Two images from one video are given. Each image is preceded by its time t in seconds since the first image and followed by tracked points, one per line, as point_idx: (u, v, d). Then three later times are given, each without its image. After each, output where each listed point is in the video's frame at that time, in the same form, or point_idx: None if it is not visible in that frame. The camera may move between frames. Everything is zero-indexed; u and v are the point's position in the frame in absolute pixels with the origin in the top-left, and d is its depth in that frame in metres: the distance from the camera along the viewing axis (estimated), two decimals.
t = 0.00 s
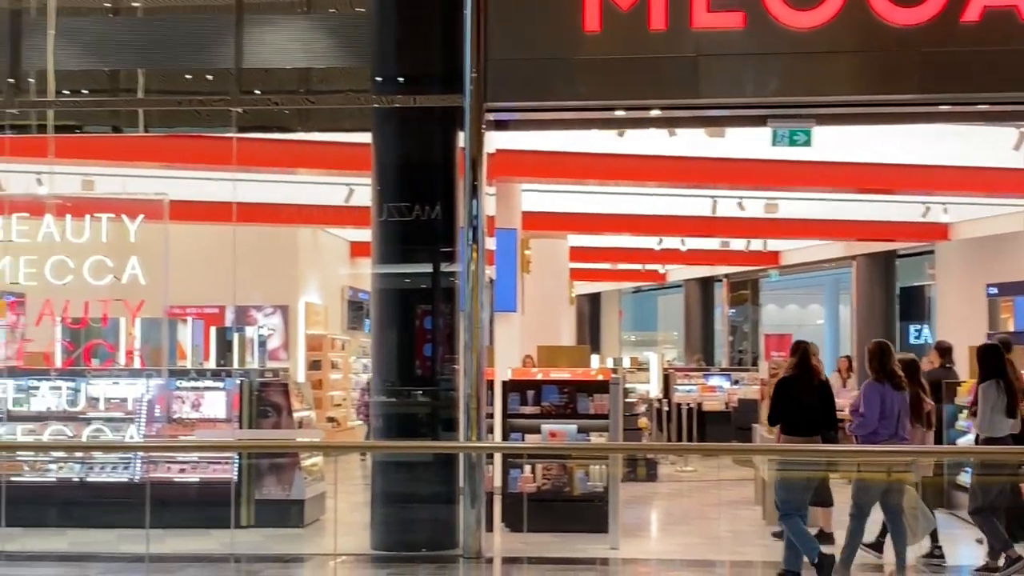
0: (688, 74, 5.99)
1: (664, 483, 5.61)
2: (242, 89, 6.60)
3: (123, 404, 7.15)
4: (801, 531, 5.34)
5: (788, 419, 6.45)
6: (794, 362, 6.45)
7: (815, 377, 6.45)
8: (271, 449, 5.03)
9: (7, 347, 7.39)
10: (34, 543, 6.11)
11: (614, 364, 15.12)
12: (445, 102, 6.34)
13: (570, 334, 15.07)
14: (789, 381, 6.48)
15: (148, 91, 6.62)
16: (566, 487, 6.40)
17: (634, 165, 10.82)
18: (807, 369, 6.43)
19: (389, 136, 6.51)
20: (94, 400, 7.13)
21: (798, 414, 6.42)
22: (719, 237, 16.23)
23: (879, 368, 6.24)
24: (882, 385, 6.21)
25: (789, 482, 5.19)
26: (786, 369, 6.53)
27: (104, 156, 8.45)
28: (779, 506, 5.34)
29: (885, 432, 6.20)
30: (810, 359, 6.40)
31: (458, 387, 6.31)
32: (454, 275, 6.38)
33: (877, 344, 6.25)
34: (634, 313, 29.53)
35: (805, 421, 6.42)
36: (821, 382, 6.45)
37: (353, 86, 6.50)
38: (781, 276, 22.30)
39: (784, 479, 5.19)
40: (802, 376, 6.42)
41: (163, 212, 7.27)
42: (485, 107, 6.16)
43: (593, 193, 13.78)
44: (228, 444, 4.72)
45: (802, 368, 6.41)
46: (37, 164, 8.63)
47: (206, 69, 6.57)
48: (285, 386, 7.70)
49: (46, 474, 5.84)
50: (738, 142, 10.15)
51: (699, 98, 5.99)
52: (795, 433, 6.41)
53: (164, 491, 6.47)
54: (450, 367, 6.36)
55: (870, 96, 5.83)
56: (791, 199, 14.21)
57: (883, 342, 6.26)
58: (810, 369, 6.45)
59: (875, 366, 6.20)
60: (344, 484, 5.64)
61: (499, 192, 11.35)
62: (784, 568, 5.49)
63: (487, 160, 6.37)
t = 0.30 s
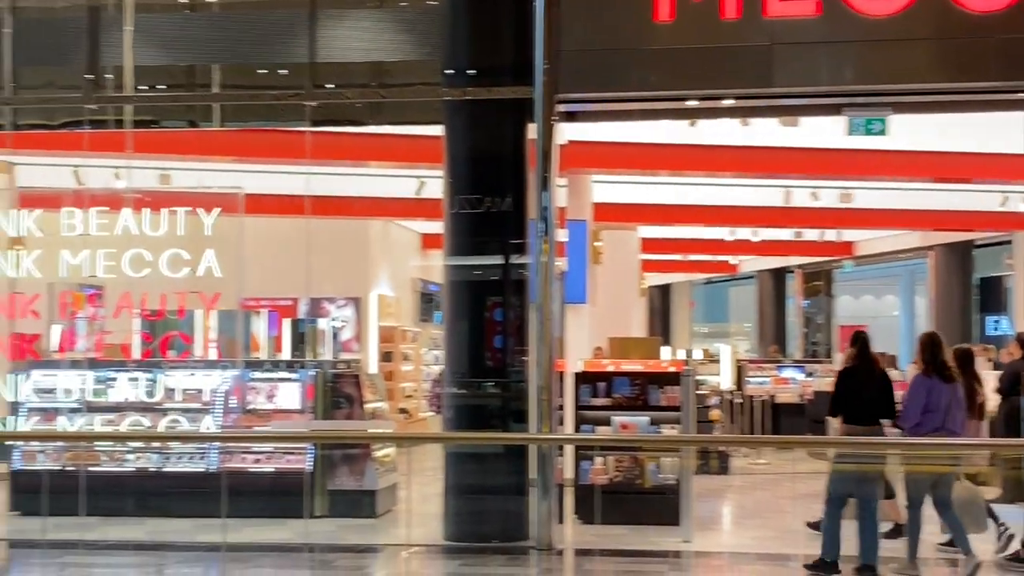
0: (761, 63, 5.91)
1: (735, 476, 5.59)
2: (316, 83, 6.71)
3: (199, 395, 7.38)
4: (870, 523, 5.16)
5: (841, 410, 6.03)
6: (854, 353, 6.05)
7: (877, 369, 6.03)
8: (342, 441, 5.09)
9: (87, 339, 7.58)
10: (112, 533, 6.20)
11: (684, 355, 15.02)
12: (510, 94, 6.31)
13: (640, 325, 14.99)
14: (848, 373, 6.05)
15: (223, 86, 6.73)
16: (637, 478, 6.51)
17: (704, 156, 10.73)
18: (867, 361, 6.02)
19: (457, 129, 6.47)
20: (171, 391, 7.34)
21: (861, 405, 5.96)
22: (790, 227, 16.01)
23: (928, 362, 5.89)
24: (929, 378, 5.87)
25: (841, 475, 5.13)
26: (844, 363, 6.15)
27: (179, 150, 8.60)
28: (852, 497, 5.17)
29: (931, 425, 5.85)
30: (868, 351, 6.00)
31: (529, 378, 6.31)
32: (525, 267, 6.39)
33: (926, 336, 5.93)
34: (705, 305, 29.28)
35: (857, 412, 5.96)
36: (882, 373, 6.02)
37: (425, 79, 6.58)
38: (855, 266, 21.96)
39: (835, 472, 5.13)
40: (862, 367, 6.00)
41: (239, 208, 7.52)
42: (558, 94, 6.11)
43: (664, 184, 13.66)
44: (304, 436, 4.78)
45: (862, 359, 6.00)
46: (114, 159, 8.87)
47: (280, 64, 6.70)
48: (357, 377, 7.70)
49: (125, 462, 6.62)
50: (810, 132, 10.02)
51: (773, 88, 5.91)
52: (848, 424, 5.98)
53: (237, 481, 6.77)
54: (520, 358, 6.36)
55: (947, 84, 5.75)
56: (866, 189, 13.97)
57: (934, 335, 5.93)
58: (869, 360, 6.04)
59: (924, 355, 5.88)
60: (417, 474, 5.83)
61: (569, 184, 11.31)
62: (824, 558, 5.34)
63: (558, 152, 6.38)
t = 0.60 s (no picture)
0: (829, 50, 5.83)
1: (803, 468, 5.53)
2: (380, 75, 6.80)
3: (266, 385, 7.57)
4: (931, 512, 5.11)
5: (890, 403, 5.83)
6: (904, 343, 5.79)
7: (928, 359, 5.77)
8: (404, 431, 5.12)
9: (156, 330, 7.74)
10: (182, 522, 6.25)
11: (751, 346, 14.83)
12: (575, 84, 6.30)
13: (707, 316, 14.85)
14: (897, 364, 5.80)
15: (289, 79, 6.84)
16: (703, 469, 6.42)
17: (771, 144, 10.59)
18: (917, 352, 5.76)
19: (522, 118, 6.45)
20: (239, 380, 7.57)
21: (914, 397, 5.73)
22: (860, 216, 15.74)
23: (981, 350, 5.73)
24: (982, 366, 5.70)
25: (894, 465, 5.17)
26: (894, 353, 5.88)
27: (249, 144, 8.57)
28: (911, 487, 5.17)
29: (980, 414, 5.66)
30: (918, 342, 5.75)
31: (593, 368, 6.30)
32: (589, 257, 6.37)
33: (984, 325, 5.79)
34: (772, 295, 28.90)
35: (909, 403, 5.73)
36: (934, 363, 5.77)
37: (490, 70, 6.56)
38: (926, 255, 21.52)
39: (889, 463, 5.18)
40: (913, 358, 5.75)
41: (305, 199, 7.60)
42: (620, 86, 6.11)
43: (729, 173, 13.49)
44: (368, 426, 4.83)
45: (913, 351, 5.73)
46: (183, 153, 8.88)
47: (345, 56, 6.79)
48: (421, 367, 7.97)
49: (192, 450, 6.84)
50: (879, 120, 9.85)
51: (839, 75, 5.82)
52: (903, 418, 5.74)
53: (303, 471, 6.84)
54: (583, 349, 6.34)
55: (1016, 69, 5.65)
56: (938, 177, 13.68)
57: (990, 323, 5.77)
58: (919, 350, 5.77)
59: (975, 343, 5.72)
60: (481, 464, 6.09)
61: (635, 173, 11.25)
62: (870, 549, 5.24)
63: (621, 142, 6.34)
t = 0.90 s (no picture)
0: (904, 37, 5.79)
1: (880, 460, 5.57)
2: (452, 66, 6.81)
3: (340, 374, 7.48)
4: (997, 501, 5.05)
5: (944, 393, 5.64)
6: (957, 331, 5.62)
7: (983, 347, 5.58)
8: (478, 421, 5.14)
9: (233, 320, 7.96)
10: (257, 509, 6.40)
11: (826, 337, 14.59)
12: (648, 72, 6.20)
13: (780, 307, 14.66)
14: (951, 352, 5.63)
15: (362, 70, 6.89)
16: (778, 462, 6.22)
17: (846, 133, 10.45)
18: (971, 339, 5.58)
19: (594, 109, 6.42)
20: (313, 369, 7.49)
21: (968, 385, 5.53)
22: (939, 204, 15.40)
23: None
24: None
25: (952, 457, 5.07)
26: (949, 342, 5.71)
27: (326, 138, 8.79)
28: (971, 478, 5.08)
29: None
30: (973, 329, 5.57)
31: (665, 359, 6.25)
32: (661, 247, 6.32)
33: None
34: (847, 284, 28.30)
35: (962, 391, 5.54)
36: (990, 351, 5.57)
37: (562, 59, 6.63)
38: (1008, 245, 20.93)
39: (946, 455, 5.07)
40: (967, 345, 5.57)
41: (377, 189, 7.75)
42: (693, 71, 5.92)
43: (804, 161, 13.26)
44: (442, 416, 4.86)
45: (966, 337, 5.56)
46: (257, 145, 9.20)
47: (416, 48, 6.82)
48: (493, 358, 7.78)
49: (268, 440, 7.12)
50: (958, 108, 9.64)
51: (915, 62, 5.79)
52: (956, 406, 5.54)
53: (377, 460, 6.97)
54: (656, 339, 6.31)
55: None
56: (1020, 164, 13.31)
57: None
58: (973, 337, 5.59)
59: None
60: (553, 454, 5.90)
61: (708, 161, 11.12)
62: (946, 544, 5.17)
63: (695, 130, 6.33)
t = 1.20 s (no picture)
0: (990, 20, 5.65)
1: (964, 452, 5.41)
2: (527, 56, 6.79)
3: (415, 363, 7.56)
4: None
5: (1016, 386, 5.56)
6: None
7: None
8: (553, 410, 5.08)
9: (308, 310, 8.02)
10: (332, 496, 6.45)
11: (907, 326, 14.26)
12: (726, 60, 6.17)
13: (860, 296, 14.37)
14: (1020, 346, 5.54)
15: (436, 61, 6.94)
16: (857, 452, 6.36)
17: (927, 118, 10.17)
18: None
19: (670, 97, 6.36)
20: (388, 358, 7.57)
21: None
22: None
23: None
24: None
25: None
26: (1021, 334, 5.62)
27: (400, 128, 8.87)
28: None
29: None
30: None
31: (742, 349, 6.22)
32: (737, 236, 6.29)
33: None
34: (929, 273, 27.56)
35: None
36: None
37: (637, 48, 6.59)
38: None
39: None
40: None
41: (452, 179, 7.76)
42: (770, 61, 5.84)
43: (885, 148, 12.96)
44: (516, 405, 4.83)
45: None
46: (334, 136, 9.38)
47: (491, 38, 6.80)
48: (568, 347, 7.63)
49: (345, 428, 7.19)
50: None
51: (1001, 46, 5.66)
52: None
53: (452, 448, 7.02)
54: (733, 329, 6.27)
55: None
56: None
57: None
58: None
59: None
60: (628, 444, 6.16)
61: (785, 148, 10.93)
62: None
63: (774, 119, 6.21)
